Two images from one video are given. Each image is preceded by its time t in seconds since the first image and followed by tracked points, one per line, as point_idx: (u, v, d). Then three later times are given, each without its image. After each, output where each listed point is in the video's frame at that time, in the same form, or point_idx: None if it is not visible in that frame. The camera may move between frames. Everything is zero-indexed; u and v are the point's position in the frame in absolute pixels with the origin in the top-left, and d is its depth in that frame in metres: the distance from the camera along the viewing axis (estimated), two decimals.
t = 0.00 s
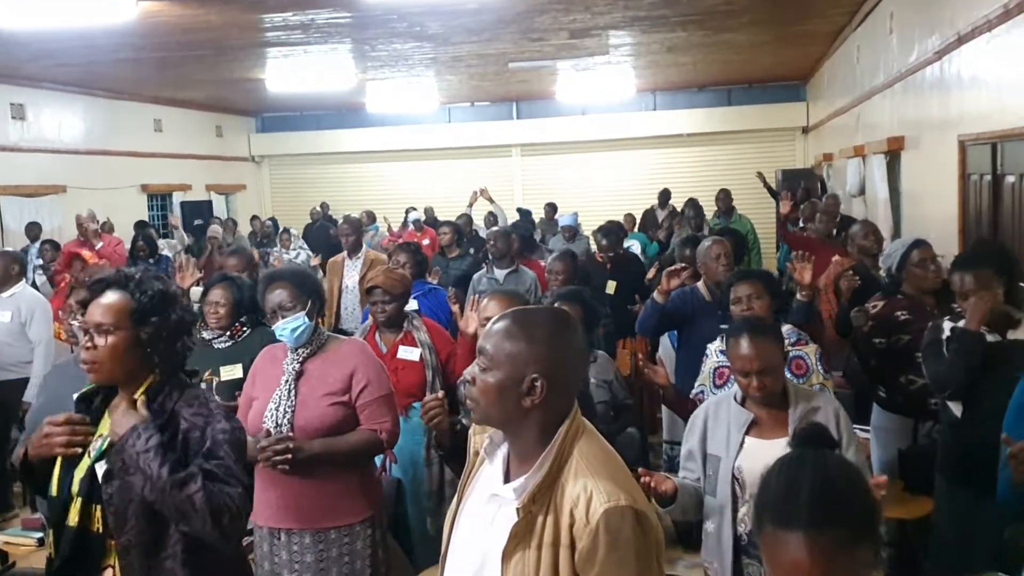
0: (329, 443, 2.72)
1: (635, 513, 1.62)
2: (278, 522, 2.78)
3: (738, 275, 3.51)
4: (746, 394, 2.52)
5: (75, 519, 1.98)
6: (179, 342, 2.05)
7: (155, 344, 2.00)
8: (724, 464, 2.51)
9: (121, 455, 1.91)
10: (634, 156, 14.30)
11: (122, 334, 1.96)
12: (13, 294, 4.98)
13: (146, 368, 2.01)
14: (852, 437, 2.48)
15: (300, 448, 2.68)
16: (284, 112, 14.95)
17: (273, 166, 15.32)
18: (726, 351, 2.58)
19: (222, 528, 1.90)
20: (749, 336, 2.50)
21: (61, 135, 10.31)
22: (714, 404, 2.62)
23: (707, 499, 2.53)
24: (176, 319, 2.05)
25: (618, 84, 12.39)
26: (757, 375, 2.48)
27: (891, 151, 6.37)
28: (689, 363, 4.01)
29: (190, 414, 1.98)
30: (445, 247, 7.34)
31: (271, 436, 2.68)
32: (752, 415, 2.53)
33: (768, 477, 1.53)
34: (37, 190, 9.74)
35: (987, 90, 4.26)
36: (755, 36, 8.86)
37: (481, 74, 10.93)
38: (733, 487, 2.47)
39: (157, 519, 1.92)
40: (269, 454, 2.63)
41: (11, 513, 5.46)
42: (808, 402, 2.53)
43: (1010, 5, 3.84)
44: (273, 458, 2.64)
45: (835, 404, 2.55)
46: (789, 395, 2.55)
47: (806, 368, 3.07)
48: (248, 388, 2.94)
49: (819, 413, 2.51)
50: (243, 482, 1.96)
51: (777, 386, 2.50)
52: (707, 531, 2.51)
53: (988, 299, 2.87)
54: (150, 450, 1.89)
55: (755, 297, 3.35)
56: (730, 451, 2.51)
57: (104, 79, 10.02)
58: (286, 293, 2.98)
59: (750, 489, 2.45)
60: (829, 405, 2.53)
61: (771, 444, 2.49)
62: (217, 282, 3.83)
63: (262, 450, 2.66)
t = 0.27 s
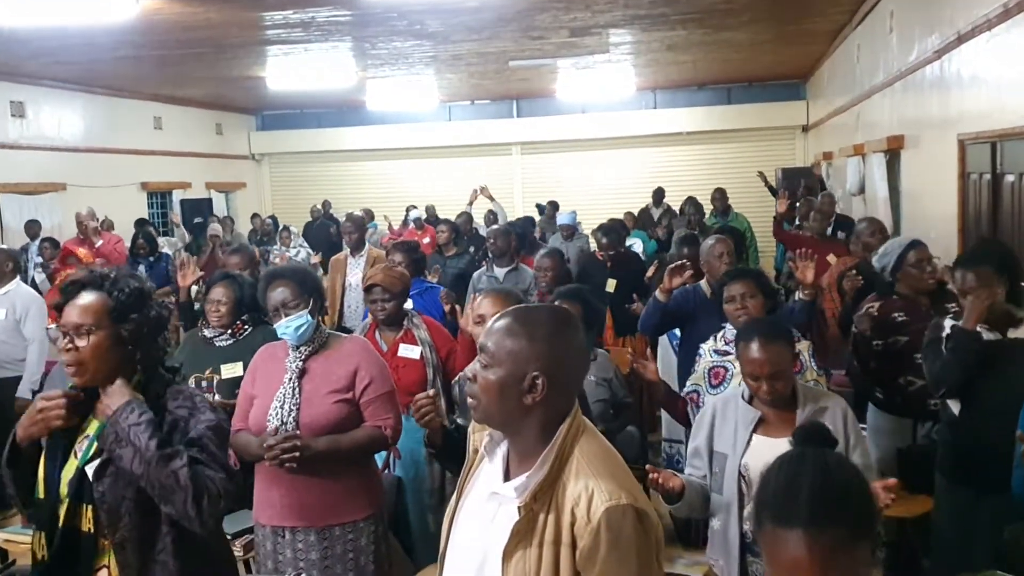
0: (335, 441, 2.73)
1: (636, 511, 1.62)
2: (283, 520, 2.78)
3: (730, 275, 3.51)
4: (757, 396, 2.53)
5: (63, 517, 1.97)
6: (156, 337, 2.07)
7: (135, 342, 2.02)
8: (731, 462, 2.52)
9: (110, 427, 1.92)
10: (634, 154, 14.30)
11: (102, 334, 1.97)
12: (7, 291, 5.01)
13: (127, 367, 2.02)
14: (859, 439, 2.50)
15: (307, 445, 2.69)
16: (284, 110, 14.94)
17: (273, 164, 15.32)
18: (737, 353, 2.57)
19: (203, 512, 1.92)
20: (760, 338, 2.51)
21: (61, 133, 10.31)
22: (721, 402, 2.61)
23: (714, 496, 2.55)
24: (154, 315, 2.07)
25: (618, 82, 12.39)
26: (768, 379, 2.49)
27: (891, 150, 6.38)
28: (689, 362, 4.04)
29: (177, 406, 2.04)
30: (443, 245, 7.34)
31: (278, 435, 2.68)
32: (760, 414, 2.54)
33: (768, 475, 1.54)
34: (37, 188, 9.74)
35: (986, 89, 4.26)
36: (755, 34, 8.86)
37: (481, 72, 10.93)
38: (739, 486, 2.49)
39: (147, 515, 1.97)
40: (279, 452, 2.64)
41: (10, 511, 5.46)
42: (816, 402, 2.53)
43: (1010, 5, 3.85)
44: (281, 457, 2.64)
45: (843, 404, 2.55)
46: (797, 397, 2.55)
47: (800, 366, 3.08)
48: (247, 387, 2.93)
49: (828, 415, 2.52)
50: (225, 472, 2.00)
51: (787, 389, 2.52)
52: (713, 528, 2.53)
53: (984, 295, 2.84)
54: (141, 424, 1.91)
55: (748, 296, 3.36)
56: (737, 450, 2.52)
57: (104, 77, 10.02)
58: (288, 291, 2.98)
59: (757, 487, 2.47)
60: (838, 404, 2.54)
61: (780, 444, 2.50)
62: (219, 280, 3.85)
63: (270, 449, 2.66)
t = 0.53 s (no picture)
0: (340, 438, 2.74)
1: (632, 510, 1.63)
2: (286, 519, 2.78)
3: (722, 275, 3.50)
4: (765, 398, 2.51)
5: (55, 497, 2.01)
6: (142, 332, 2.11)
7: (125, 339, 2.07)
8: (736, 460, 2.53)
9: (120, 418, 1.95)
10: (634, 153, 14.30)
11: (94, 337, 2.02)
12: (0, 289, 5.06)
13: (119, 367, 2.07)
14: (864, 439, 2.50)
15: (313, 442, 2.69)
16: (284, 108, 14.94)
17: (273, 162, 15.32)
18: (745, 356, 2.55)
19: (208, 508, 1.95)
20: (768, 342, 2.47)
21: (60, 131, 10.32)
22: (727, 399, 2.64)
23: (719, 495, 2.56)
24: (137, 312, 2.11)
25: (617, 81, 12.40)
26: (776, 382, 2.47)
27: (891, 149, 6.37)
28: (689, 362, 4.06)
29: (174, 402, 2.06)
30: (440, 244, 7.34)
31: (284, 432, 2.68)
32: (767, 413, 2.53)
33: (765, 474, 1.54)
34: (36, 186, 9.74)
35: (986, 89, 4.26)
36: (755, 33, 8.86)
37: (481, 71, 10.93)
38: (744, 485, 2.50)
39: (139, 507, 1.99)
40: (285, 450, 2.64)
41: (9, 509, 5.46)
42: (823, 402, 2.53)
43: (1009, 4, 3.85)
44: (286, 455, 2.65)
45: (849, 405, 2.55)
46: (803, 397, 2.54)
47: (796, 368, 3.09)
48: (246, 386, 2.92)
49: (834, 415, 2.52)
50: (224, 470, 2.05)
51: (795, 392, 2.50)
52: (718, 526, 2.54)
53: (985, 293, 2.85)
54: (151, 418, 1.93)
55: (740, 297, 3.35)
56: (742, 448, 2.53)
57: (103, 75, 10.02)
58: (288, 289, 2.98)
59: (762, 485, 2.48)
60: (844, 405, 2.54)
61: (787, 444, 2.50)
62: (219, 279, 3.85)
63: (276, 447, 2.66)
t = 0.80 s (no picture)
0: (341, 435, 2.74)
1: (629, 507, 1.63)
2: (287, 516, 2.78)
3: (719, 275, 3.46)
4: (771, 399, 2.52)
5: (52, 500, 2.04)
6: (136, 334, 2.10)
7: (118, 348, 2.06)
8: (740, 459, 2.54)
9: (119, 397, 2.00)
10: (633, 151, 14.30)
11: (86, 349, 2.01)
12: None
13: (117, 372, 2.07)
14: (869, 438, 2.51)
15: (314, 439, 2.69)
16: (283, 106, 14.94)
17: (272, 160, 15.32)
18: (753, 355, 2.55)
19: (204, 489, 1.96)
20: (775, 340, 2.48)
21: (60, 129, 10.31)
22: (732, 396, 2.64)
23: (723, 492, 2.56)
24: (128, 315, 2.08)
25: (617, 79, 12.40)
26: (784, 383, 2.47)
27: (890, 147, 6.37)
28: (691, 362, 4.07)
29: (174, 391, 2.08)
30: (438, 242, 7.33)
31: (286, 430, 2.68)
32: (772, 411, 2.54)
33: (763, 471, 1.54)
34: (36, 183, 9.74)
35: (985, 87, 4.26)
36: (754, 32, 8.87)
37: (480, 69, 10.93)
38: (748, 484, 2.50)
39: (139, 501, 2.03)
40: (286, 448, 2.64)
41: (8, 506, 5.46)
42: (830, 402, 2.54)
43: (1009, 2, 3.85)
44: (288, 453, 2.65)
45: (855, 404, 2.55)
46: (809, 397, 2.55)
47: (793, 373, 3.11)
48: (245, 384, 2.92)
49: (839, 415, 2.52)
50: (223, 453, 2.05)
51: (801, 393, 2.50)
52: (721, 525, 2.55)
53: (990, 295, 2.81)
54: (148, 395, 1.98)
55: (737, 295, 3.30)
56: (746, 448, 2.53)
57: (102, 73, 10.01)
58: (288, 287, 2.98)
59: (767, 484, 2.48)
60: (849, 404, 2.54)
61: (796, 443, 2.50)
62: (216, 276, 3.84)
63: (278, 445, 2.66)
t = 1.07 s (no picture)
0: (338, 434, 2.74)
1: (629, 505, 1.63)
2: (283, 515, 2.78)
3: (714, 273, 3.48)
4: (774, 399, 2.52)
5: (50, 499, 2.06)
6: (129, 334, 2.09)
7: (113, 353, 2.06)
8: (743, 459, 2.54)
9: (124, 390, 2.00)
10: (633, 150, 14.30)
11: (81, 358, 2.02)
12: None
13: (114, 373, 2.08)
14: (872, 437, 2.52)
15: (311, 438, 2.69)
16: (282, 104, 14.93)
17: (272, 158, 15.32)
18: (756, 354, 2.56)
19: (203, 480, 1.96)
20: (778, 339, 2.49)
21: (59, 126, 10.31)
22: (736, 395, 2.64)
23: (725, 491, 2.56)
24: (119, 317, 2.07)
25: (617, 78, 12.40)
26: (786, 382, 2.47)
27: (890, 146, 6.38)
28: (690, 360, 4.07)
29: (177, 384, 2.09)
30: (438, 240, 7.33)
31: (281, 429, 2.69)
32: (774, 411, 2.53)
33: (762, 469, 1.54)
34: (36, 181, 9.74)
35: (984, 86, 4.26)
36: (754, 30, 8.87)
37: (480, 67, 10.92)
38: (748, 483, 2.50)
39: (139, 495, 2.02)
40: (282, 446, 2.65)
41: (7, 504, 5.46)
42: (832, 403, 2.54)
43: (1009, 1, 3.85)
44: (284, 451, 2.66)
45: (856, 405, 2.56)
46: (813, 396, 2.55)
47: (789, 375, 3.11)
48: (245, 382, 2.92)
49: (841, 415, 2.53)
50: (222, 446, 2.04)
51: (805, 393, 2.50)
52: (723, 523, 2.56)
53: (1001, 288, 2.81)
54: (153, 388, 1.98)
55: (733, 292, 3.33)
56: (749, 447, 2.53)
57: (102, 70, 10.00)
58: (286, 285, 2.98)
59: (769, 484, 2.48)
60: (853, 404, 2.55)
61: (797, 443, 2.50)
62: (213, 275, 3.83)
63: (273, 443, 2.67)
